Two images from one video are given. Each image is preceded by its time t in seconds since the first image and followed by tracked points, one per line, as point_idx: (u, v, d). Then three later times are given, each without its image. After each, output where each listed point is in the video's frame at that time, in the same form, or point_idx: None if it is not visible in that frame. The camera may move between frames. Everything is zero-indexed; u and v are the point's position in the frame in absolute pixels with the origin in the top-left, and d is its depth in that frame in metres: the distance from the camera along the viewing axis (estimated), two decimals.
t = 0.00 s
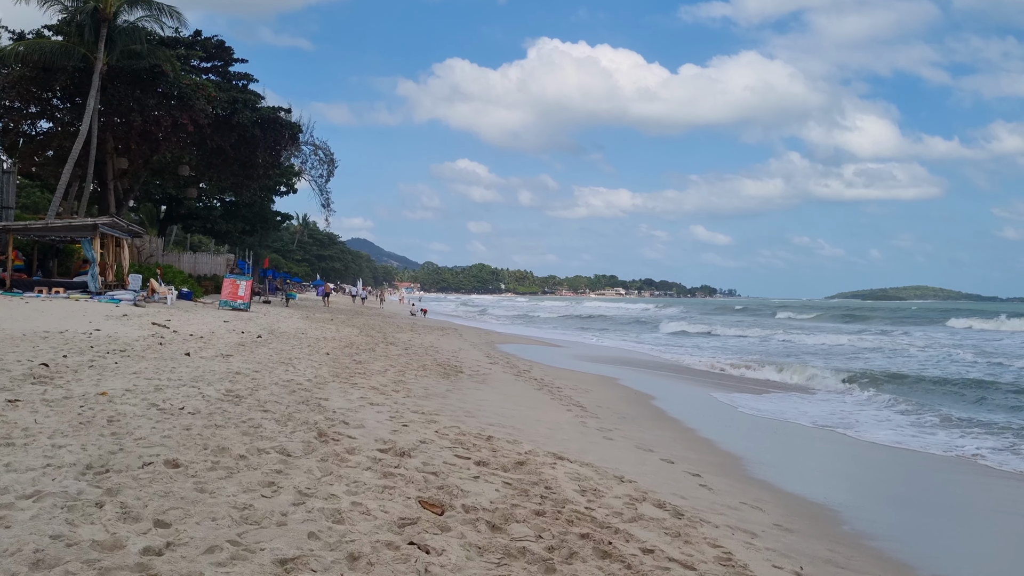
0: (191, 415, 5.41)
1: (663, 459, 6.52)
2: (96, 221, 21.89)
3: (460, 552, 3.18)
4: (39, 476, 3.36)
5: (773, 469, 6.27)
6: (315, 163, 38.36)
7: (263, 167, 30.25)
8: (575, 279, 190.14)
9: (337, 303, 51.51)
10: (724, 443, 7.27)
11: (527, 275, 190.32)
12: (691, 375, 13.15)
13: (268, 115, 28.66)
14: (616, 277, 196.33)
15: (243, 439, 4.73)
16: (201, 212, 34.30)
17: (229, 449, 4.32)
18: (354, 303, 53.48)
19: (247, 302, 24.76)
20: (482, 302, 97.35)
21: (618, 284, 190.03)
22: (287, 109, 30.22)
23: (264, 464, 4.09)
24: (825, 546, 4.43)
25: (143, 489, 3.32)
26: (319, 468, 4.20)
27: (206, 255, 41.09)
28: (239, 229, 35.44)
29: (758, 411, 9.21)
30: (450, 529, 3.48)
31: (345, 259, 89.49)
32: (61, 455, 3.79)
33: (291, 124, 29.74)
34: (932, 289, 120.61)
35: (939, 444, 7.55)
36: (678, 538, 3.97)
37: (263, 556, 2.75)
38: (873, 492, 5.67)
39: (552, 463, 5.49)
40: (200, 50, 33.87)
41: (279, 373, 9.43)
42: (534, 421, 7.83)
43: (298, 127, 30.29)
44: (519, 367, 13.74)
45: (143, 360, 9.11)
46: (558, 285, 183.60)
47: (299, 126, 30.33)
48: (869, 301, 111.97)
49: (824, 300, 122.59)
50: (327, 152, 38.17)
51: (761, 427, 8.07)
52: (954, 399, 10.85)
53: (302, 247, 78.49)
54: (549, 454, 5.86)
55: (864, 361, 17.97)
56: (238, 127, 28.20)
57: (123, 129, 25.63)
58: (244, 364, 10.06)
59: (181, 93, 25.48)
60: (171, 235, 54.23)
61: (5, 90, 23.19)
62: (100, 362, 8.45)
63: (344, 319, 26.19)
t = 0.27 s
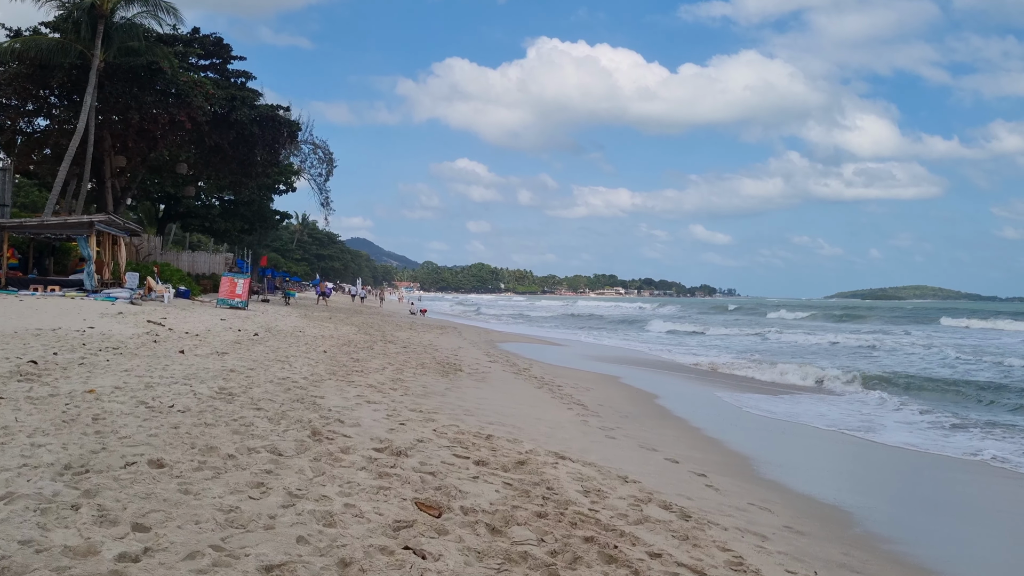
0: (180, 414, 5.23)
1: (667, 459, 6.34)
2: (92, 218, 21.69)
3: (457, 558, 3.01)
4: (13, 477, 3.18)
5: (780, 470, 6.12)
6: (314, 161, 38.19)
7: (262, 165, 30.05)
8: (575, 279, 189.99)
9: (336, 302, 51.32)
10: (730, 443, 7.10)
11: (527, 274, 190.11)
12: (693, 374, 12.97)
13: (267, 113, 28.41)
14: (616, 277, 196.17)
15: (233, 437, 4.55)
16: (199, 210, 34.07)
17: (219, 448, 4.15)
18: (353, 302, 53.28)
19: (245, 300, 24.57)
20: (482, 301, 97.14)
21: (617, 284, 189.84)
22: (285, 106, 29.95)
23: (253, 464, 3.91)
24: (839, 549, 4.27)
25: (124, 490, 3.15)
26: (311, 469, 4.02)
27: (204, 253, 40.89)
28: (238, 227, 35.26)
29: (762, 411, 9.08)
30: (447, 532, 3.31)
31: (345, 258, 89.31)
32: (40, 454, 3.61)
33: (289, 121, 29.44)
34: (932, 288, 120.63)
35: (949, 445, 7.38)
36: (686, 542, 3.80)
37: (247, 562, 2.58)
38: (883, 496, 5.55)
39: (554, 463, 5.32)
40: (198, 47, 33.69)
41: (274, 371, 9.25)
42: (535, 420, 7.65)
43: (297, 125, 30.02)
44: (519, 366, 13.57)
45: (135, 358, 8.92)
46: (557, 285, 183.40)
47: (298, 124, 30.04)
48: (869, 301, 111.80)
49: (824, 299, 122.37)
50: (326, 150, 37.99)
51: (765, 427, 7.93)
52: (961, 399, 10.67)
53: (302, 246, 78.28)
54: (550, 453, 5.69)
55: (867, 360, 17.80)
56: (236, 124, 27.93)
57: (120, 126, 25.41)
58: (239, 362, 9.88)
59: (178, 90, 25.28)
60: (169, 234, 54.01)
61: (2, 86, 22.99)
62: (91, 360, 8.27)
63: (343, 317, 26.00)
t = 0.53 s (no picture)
0: (174, 420, 5.05)
1: (675, 465, 6.17)
2: (90, 217, 21.52)
3: None
4: None
5: (791, 477, 5.96)
6: (315, 160, 38.03)
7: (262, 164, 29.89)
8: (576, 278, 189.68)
9: (336, 301, 51.17)
10: (738, 447, 6.94)
11: (528, 273, 189.92)
12: (698, 376, 12.79)
13: (267, 111, 28.24)
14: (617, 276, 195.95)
15: (228, 446, 4.37)
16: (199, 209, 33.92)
17: (213, 459, 3.97)
18: (354, 301, 53.16)
19: (245, 300, 24.40)
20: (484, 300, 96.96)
21: (618, 283, 189.64)
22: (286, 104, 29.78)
23: (248, 476, 3.74)
24: (859, 563, 4.12)
25: (109, 507, 2.97)
26: (308, 481, 3.84)
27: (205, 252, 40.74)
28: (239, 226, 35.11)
29: (768, 413, 8.94)
30: (452, 550, 3.14)
31: (346, 257, 89.19)
32: (25, 466, 3.44)
33: (290, 119, 29.28)
34: (934, 287, 120.37)
35: (964, 451, 7.20)
36: (701, 558, 3.62)
37: None
38: (898, 502, 5.40)
39: (561, 471, 5.14)
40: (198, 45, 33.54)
41: (274, 373, 9.07)
42: (539, 424, 7.48)
43: (297, 123, 29.85)
44: (522, 367, 13.39)
45: (131, 360, 8.75)
46: (558, 284, 183.20)
47: (299, 122, 29.88)
48: (871, 300, 111.54)
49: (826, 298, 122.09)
50: (327, 149, 37.78)
51: (773, 431, 7.77)
52: (973, 402, 10.48)
53: (303, 244, 78.12)
54: (556, 460, 5.52)
55: (873, 361, 17.61)
56: (236, 123, 27.86)
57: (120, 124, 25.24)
58: (238, 364, 9.71)
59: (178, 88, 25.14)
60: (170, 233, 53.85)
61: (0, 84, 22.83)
62: (86, 362, 8.09)
63: (344, 317, 25.86)
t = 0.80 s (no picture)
0: (173, 426, 4.89)
1: (688, 470, 5.99)
2: (92, 216, 21.38)
3: None
4: None
5: (809, 483, 5.79)
6: (318, 160, 37.91)
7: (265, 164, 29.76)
8: (579, 278, 189.45)
9: (339, 301, 51.06)
10: (752, 452, 6.77)
11: (531, 273, 189.77)
12: (707, 377, 12.60)
13: (270, 111, 28.08)
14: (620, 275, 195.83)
15: (229, 454, 4.22)
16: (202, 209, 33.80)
17: (213, 467, 3.81)
18: (357, 301, 53.06)
19: (247, 300, 24.26)
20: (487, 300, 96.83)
21: (621, 283, 189.46)
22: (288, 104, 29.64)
23: (250, 486, 3.57)
24: None
25: (103, 523, 2.81)
26: (313, 491, 3.67)
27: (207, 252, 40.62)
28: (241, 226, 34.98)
29: (778, 416, 8.77)
30: (465, 568, 2.98)
31: (348, 258, 89.16)
32: (14, 477, 3.28)
33: (293, 119, 29.12)
34: (937, 287, 120.01)
35: (985, 458, 7.00)
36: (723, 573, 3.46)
37: None
38: (921, 510, 5.24)
39: (574, 478, 4.98)
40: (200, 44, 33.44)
41: (276, 376, 8.91)
42: (548, 427, 7.31)
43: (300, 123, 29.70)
44: (528, 368, 13.23)
45: (131, 363, 8.59)
46: (561, 284, 182.99)
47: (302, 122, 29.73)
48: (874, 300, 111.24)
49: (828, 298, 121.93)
50: (331, 150, 37.81)
51: (787, 435, 7.59)
52: (988, 404, 10.28)
53: (306, 244, 78.07)
54: (567, 466, 5.35)
55: (883, 362, 17.38)
56: (239, 122, 27.72)
57: (122, 124, 25.11)
58: (240, 366, 9.54)
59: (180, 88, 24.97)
60: (173, 233, 53.78)
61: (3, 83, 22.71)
62: (86, 364, 7.93)
63: (347, 317, 25.72)
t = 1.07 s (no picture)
0: (169, 433, 4.75)
1: (697, 476, 5.85)
2: (92, 215, 21.26)
3: None
4: None
5: (821, 490, 5.65)
6: (319, 159, 37.79)
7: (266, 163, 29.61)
8: (580, 277, 189.24)
9: (340, 300, 50.93)
10: (761, 456, 6.64)
11: (532, 272, 189.62)
12: (712, 379, 12.45)
13: (271, 110, 27.91)
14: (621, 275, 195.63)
15: (225, 462, 4.08)
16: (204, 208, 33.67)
17: (209, 478, 3.67)
18: (358, 300, 52.95)
19: (248, 300, 24.13)
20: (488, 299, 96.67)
21: (622, 282, 189.21)
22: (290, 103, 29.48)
23: (247, 498, 3.43)
24: None
25: (92, 540, 2.67)
26: (312, 503, 3.53)
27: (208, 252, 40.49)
28: (243, 225, 34.86)
29: (786, 419, 8.65)
30: None
31: (350, 257, 89.04)
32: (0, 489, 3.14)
33: (294, 118, 28.96)
34: (939, 287, 119.69)
35: (1000, 464, 6.85)
36: None
37: None
38: (937, 518, 5.11)
39: (581, 486, 4.84)
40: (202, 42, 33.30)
41: (277, 378, 8.77)
42: (553, 431, 7.17)
43: (302, 122, 29.55)
44: (531, 369, 13.08)
45: (129, 365, 8.45)
46: (562, 283, 182.77)
47: (303, 121, 29.58)
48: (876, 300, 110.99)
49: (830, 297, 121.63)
50: (332, 149, 37.70)
51: (797, 439, 7.46)
52: (998, 408, 10.12)
53: (307, 243, 77.94)
54: (574, 474, 5.20)
55: (889, 364, 17.20)
56: (240, 121, 27.58)
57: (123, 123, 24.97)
58: (240, 367, 9.41)
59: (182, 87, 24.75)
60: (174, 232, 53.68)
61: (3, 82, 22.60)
62: (82, 366, 7.79)
63: (348, 317, 25.59)
